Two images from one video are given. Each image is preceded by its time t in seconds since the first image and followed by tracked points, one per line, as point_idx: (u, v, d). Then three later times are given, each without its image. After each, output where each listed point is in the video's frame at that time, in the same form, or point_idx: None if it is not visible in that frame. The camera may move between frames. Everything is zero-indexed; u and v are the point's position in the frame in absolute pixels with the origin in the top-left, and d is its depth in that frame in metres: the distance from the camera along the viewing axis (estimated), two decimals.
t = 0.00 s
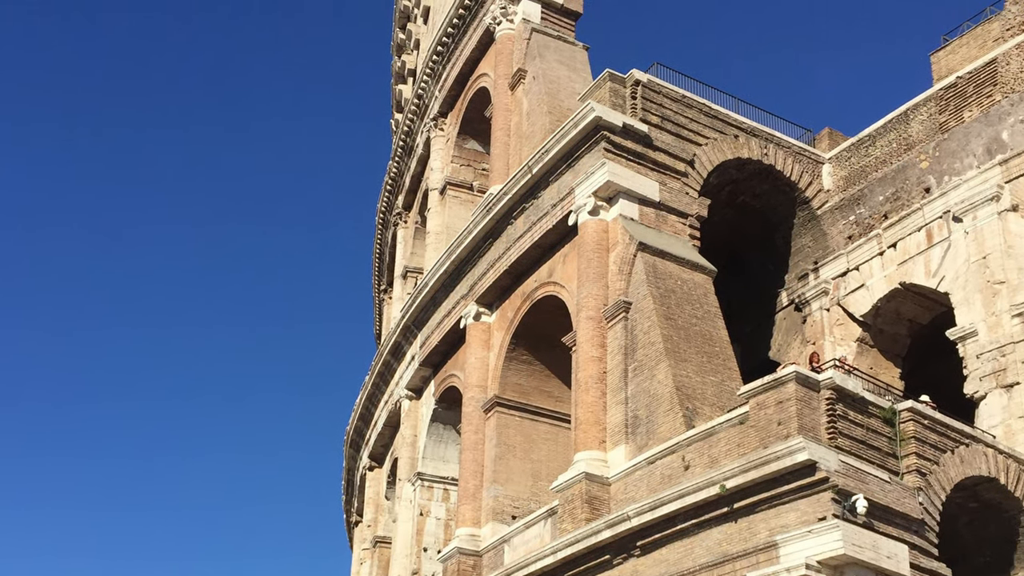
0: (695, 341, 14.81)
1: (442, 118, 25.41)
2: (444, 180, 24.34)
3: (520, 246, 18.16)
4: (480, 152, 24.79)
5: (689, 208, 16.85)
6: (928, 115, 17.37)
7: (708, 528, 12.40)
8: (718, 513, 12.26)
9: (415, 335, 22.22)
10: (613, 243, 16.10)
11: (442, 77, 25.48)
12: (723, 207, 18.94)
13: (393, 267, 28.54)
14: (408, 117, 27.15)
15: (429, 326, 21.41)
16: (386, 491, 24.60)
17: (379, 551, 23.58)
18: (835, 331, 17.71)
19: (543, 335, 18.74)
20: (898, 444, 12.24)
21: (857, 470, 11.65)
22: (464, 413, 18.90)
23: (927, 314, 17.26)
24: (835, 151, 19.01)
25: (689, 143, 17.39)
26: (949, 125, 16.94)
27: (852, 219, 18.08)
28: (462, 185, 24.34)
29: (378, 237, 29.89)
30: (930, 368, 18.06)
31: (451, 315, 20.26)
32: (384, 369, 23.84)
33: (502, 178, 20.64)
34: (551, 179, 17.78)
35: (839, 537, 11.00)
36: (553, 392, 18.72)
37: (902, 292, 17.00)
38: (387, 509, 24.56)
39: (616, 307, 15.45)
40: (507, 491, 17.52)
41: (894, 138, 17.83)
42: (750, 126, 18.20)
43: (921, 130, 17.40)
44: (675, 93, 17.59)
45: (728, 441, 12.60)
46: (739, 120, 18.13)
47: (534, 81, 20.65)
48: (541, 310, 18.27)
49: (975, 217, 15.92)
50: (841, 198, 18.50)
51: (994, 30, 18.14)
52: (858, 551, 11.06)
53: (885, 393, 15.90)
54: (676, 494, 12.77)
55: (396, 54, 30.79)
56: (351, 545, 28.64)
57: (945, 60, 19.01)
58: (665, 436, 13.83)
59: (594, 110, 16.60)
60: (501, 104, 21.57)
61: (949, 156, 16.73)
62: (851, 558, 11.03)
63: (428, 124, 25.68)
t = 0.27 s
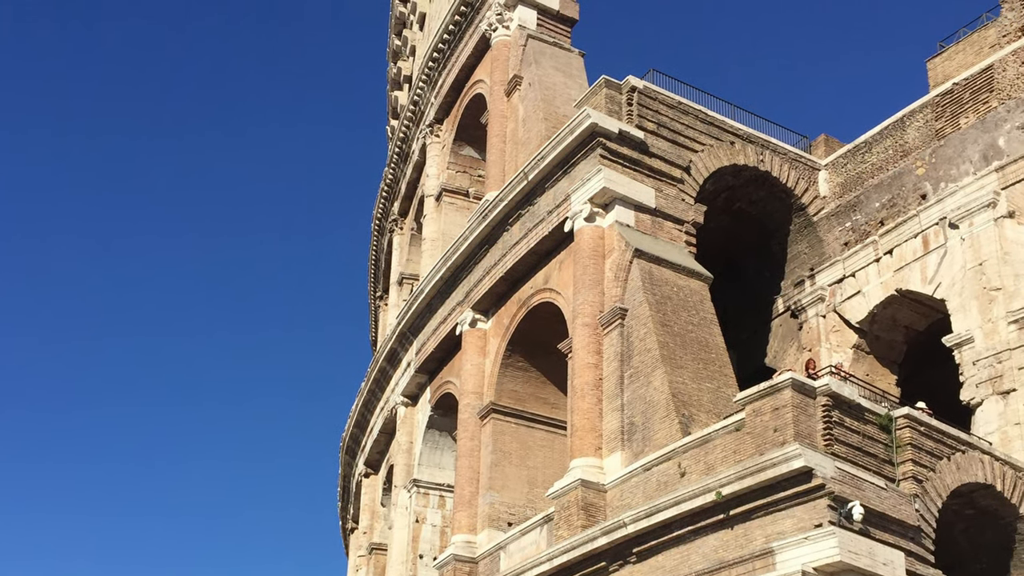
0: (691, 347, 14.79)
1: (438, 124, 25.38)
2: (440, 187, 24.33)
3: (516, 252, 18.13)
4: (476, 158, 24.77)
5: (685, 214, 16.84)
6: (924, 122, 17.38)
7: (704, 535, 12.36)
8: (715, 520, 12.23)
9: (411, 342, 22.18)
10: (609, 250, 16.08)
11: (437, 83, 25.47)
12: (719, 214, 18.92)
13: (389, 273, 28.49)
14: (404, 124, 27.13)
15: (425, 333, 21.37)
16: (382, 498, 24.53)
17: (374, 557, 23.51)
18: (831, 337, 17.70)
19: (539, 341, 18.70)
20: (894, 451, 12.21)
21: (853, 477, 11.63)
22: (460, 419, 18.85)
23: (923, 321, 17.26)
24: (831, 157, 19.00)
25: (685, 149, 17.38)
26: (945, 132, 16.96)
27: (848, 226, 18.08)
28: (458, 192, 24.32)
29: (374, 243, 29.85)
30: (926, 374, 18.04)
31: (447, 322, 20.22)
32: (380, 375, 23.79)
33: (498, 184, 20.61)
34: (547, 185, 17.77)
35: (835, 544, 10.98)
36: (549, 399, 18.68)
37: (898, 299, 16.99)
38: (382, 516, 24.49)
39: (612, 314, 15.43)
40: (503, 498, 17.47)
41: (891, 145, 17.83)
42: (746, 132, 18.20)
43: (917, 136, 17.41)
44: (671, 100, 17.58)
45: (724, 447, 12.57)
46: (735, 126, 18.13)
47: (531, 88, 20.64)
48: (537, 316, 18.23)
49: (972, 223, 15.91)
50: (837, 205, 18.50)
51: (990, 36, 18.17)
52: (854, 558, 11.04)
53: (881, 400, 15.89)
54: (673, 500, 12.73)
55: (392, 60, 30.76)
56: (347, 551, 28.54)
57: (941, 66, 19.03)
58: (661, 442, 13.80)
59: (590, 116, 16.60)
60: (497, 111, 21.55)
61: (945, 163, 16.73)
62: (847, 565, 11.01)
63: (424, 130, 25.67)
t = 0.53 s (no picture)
0: (687, 354, 14.76)
1: (433, 131, 25.36)
2: (436, 194, 24.31)
3: (512, 259, 18.11)
4: (471, 165, 24.76)
5: (681, 221, 16.82)
6: (920, 128, 17.38)
7: (700, 542, 12.33)
8: (711, 527, 12.20)
9: (407, 349, 22.14)
10: (605, 256, 16.06)
11: (433, 89, 25.46)
12: (715, 221, 18.92)
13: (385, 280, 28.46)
14: (400, 130, 27.11)
15: (421, 340, 21.34)
16: (378, 505, 24.48)
17: (370, 564, 23.46)
18: (827, 344, 17.69)
19: (535, 348, 18.67)
20: (891, 458, 12.18)
21: (850, 484, 11.60)
22: (456, 426, 18.80)
23: (920, 328, 17.26)
24: (828, 164, 19.00)
25: (682, 156, 17.37)
26: (942, 138, 16.96)
27: (844, 232, 18.08)
28: (454, 199, 24.31)
29: (370, 250, 29.82)
30: (922, 381, 18.07)
31: (442, 328, 20.19)
32: (376, 382, 23.75)
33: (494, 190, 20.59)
34: (543, 192, 17.75)
35: (831, 551, 10.96)
36: (545, 406, 18.64)
37: (895, 305, 16.99)
38: (378, 523, 24.43)
39: (608, 320, 15.41)
40: (499, 505, 17.43)
41: (887, 151, 17.84)
42: (742, 139, 18.20)
43: (913, 142, 17.42)
44: (667, 106, 17.58)
45: (720, 454, 12.54)
46: (731, 133, 18.12)
47: (527, 94, 20.63)
48: (533, 323, 18.21)
49: (968, 230, 15.91)
50: (833, 211, 18.49)
51: (987, 42, 18.20)
52: (850, 565, 11.02)
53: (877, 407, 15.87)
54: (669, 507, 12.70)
55: (388, 67, 30.77)
56: (343, 558, 28.47)
57: (938, 73, 19.05)
58: (657, 449, 13.77)
59: (586, 123, 16.59)
60: (493, 117, 21.54)
61: (942, 169, 16.74)
62: (843, 572, 11.00)
63: (420, 137, 25.67)
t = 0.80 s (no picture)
0: (683, 361, 14.74)
1: (429, 137, 25.33)
2: (431, 201, 24.29)
3: (507, 266, 18.08)
4: (467, 171, 24.76)
5: (677, 227, 16.81)
6: (916, 135, 17.39)
7: (696, 549, 12.29)
8: (707, 534, 12.16)
9: (402, 355, 22.09)
10: (601, 263, 16.04)
11: (429, 96, 25.44)
12: (711, 227, 18.91)
13: (381, 286, 28.41)
14: (395, 137, 27.09)
15: (417, 346, 21.30)
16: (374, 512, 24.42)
17: (366, 571, 23.40)
18: (823, 350, 17.67)
19: (531, 355, 18.64)
20: (887, 465, 12.15)
21: (846, 490, 11.58)
22: (451, 433, 18.75)
23: (916, 334, 17.25)
24: (824, 170, 19.00)
25: (678, 162, 17.37)
26: (938, 144, 16.97)
27: (840, 239, 18.08)
28: (450, 205, 24.28)
29: (366, 256, 29.77)
30: (918, 388, 18.08)
31: (438, 335, 20.15)
32: (372, 389, 23.70)
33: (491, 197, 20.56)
34: (539, 198, 17.74)
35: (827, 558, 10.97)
36: (541, 413, 18.61)
37: (891, 312, 16.99)
38: (374, 529, 24.35)
39: (604, 327, 15.38)
40: (495, 512, 17.38)
41: (883, 157, 17.84)
42: (738, 145, 18.19)
43: (910, 149, 17.43)
44: (663, 113, 17.58)
45: (716, 461, 12.50)
46: (727, 139, 18.12)
47: (523, 100, 20.61)
48: (529, 330, 18.18)
49: (964, 236, 15.92)
50: (829, 218, 18.49)
51: (983, 49, 18.23)
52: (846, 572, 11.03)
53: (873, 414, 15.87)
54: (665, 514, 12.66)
55: (384, 73, 30.76)
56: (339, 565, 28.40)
57: (934, 79, 19.06)
58: (653, 456, 13.73)
59: (582, 130, 16.58)
60: (489, 124, 21.51)
61: (938, 175, 16.74)
62: None
63: (415, 143, 25.65)
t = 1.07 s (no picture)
0: (679, 367, 14.71)
1: (425, 144, 25.28)
2: (427, 207, 24.26)
3: (503, 272, 18.05)
4: (463, 178, 24.75)
5: (673, 234, 16.80)
6: (913, 141, 17.40)
7: (692, 556, 12.24)
8: (703, 540, 12.13)
9: (398, 362, 22.05)
10: (597, 269, 16.01)
11: (425, 102, 25.42)
12: (707, 233, 18.93)
13: (377, 293, 28.35)
14: (391, 143, 27.06)
15: (412, 353, 21.25)
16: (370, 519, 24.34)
17: None
18: (819, 357, 17.66)
19: (527, 362, 18.60)
20: (883, 472, 12.13)
21: (842, 497, 11.56)
22: (447, 439, 18.69)
23: (911, 341, 17.24)
24: (820, 177, 19.01)
25: (673, 169, 17.37)
26: (934, 151, 16.99)
27: (836, 246, 18.07)
28: (445, 212, 24.25)
29: (361, 263, 29.72)
30: (913, 396, 18.07)
31: (434, 342, 20.12)
32: (368, 396, 23.64)
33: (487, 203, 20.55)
34: (535, 205, 17.73)
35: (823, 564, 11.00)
36: (537, 419, 18.59)
37: (887, 318, 16.97)
38: (370, 536, 24.27)
39: (600, 334, 15.35)
40: (491, 518, 17.33)
41: (879, 164, 17.84)
42: (734, 152, 18.20)
43: (906, 155, 17.44)
44: (659, 119, 17.58)
45: (712, 468, 12.47)
46: (723, 146, 18.12)
47: (519, 107, 20.60)
48: (525, 337, 18.15)
49: (960, 243, 15.93)
50: (825, 224, 18.49)
51: (979, 55, 18.26)
52: None
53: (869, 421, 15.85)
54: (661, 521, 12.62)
55: (380, 80, 30.73)
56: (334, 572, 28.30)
57: (931, 85, 19.08)
58: (649, 463, 13.70)
59: (578, 136, 16.57)
60: (485, 130, 21.49)
61: (934, 182, 16.75)
62: None
63: (411, 149, 25.62)
